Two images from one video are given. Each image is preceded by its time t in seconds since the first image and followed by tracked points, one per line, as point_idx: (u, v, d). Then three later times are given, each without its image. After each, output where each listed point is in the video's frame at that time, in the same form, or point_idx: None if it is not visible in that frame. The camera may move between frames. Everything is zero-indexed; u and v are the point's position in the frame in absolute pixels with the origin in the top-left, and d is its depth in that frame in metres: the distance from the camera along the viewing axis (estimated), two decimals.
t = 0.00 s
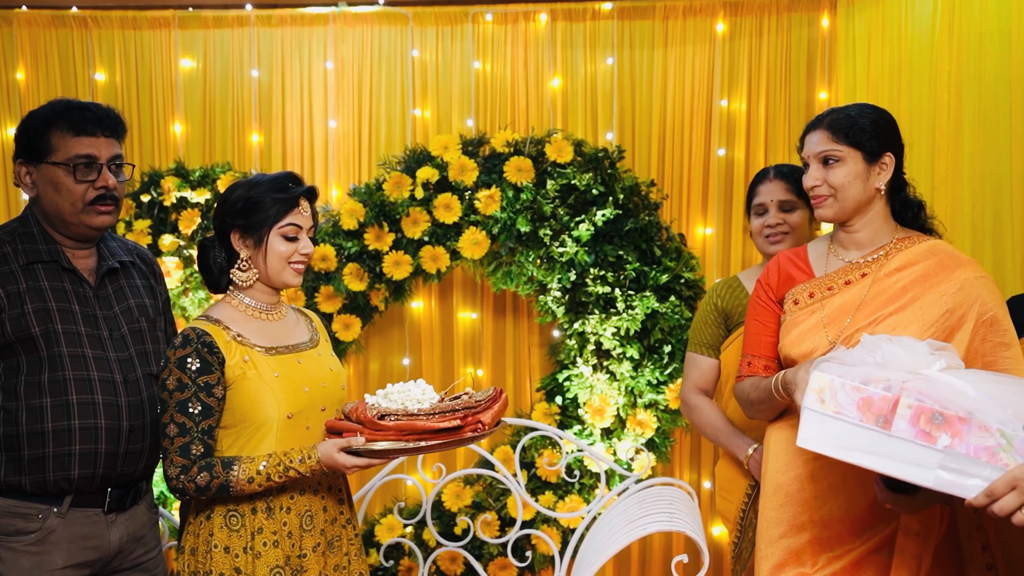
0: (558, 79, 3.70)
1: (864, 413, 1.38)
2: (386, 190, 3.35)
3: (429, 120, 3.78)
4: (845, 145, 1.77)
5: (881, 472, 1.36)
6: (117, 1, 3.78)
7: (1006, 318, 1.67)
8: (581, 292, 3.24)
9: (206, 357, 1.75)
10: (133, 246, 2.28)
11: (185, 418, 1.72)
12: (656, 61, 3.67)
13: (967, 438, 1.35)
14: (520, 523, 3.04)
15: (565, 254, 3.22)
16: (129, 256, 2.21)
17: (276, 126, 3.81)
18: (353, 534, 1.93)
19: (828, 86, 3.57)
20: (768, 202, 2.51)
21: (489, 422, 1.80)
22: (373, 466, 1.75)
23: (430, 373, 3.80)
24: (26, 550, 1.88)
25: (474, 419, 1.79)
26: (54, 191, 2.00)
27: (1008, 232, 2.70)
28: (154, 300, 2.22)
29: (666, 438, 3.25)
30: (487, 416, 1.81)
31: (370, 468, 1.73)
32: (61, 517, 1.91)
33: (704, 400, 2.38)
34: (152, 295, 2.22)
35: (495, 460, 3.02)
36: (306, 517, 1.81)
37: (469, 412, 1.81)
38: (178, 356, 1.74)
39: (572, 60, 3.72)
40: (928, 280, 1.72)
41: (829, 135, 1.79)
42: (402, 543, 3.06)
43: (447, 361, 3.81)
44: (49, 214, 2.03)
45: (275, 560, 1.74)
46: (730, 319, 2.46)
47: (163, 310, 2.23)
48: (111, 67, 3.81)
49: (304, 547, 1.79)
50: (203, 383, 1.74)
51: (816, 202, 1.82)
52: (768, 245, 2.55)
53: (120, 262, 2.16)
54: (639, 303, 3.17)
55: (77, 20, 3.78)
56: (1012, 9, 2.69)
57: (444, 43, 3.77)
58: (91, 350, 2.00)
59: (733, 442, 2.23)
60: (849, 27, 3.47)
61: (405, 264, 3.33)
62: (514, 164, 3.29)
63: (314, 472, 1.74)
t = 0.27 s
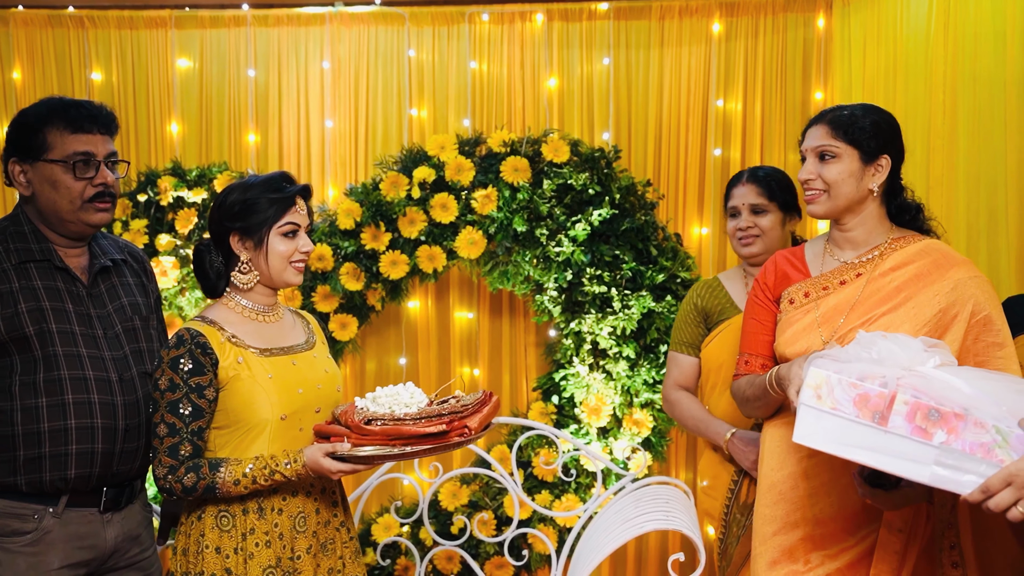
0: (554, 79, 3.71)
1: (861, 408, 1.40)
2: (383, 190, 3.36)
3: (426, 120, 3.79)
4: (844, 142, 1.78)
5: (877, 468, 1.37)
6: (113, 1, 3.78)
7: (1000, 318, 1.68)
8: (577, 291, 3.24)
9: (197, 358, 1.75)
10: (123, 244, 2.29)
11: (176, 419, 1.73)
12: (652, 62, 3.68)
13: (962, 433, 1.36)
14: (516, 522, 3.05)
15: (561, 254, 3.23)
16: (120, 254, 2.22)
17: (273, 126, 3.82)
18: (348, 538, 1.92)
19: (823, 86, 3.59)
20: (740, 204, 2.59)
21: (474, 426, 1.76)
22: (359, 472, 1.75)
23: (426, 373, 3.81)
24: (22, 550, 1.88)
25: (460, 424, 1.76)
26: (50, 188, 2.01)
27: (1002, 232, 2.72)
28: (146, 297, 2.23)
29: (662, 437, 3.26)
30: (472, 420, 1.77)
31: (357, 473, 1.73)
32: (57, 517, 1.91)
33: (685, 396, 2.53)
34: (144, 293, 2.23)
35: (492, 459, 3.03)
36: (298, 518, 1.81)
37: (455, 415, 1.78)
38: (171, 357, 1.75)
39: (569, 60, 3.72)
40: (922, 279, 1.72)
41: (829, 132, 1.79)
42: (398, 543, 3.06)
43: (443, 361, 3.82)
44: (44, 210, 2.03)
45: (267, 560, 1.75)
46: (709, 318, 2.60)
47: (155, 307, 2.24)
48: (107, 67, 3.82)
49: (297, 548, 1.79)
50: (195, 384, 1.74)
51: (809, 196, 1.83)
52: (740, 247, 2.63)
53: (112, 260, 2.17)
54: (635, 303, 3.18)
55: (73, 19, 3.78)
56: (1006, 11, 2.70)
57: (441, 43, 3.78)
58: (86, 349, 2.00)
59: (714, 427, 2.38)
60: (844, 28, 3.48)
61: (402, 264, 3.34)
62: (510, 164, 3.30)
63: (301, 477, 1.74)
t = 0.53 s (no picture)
0: (551, 80, 3.72)
1: (862, 408, 1.41)
2: (380, 190, 3.36)
3: (423, 119, 3.79)
4: (842, 141, 1.79)
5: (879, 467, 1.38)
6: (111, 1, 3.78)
7: (995, 317, 1.68)
8: (574, 291, 3.25)
9: (194, 355, 1.77)
10: (120, 243, 2.29)
11: (171, 415, 1.75)
12: (649, 62, 3.69)
13: (964, 433, 1.37)
14: (513, 521, 3.06)
15: (558, 254, 3.24)
16: (117, 254, 2.22)
17: (271, 126, 3.82)
18: (347, 539, 1.93)
19: (820, 86, 3.60)
20: (724, 205, 2.59)
21: (463, 426, 1.77)
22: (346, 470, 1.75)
23: (424, 372, 3.82)
24: (21, 550, 1.88)
25: (449, 424, 1.77)
26: (51, 193, 2.00)
27: (997, 231, 2.73)
28: (143, 297, 2.23)
29: (659, 436, 3.27)
30: (461, 421, 1.78)
31: (345, 473, 1.74)
32: (54, 517, 1.92)
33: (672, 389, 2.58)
34: (141, 292, 2.24)
35: (489, 458, 3.03)
36: (292, 518, 1.82)
37: (445, 415, 1.79)
38: (169, 354, 1.77)
39: (566, 60, 3.73)
40: (918, 278, 1.74)
41: (829, 130, 1.80)
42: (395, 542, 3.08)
43: (441, 360, 3.82)
44: (44, 214, 2.03)
45: (260, 558, 1.76)
46: (695, 317, 2.63)
47: (152, 306, 2.25)
48: (105, 67, 3.82)
49: (290, 548, 1.79)
50: (190, 381, 1.76)
51: (805, 191, 1.84)
52: (724, 247, 2.63)
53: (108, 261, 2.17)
54: (632, 302, 3.19)
55: (71, 19, 3.78)
56: (1002, 13, 2.72)
57: (438, 43, 3.78)
58: (84, 350, 2.01)
59: (699, 414, 2.44)
60: (840, 28, 3.49)
61: (399, 263, 3.34)
62: (507, 164, 3.31)
63: (289, 475, 1.74)
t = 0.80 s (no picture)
0: (549, 80, 3.73)
1: (861, 411, 1.42)
2: (379, 190, 3.37)
3: (421, 120, 3.80)
4: (841, 142, 1.80)
5: (877, 469, 1.39)
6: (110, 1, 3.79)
7: (993, 317, 1.70)
8: (572, 290, 3.27)
9: (203, 347, 1.82)
10: (116, 245, 2.30)
11: (179, 403, 1.81)
12: (647, 62, 3.71)
13: (962, 434, 1.38)
14: (512, 520, 3.08)
15: (556, 254, 3.26)
16: (116, 255, 2.24)
17: (269, 127, 3.83)
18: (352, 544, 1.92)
19: (817, 86, 3.61)
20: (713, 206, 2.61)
21: (445, 433, 1.77)
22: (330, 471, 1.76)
23: (422, 371, 3.82)
24: (23, 550, 1.89)
25: (430, 429, 1.77)
26: (77, 199, 2.00)
27: (993, 231, 2.74)
28: (139, 298, 2.26)
29: (656, 436, 3.29)
30: (443, 427, 1.78)
31: (328, 473, 1.75)
32: (57, 516, 1.92)
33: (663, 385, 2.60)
34: (138, 294, 2.26)
35: (488, 457, 3.05)
36: (292, 514, 1.84)
37: (428, 420, 1.80)
38: (183, 344, 1.83)
39: (564, 61, 3.75)
40: (917, 278, 1.75)
41: (826, 131, 1.81)
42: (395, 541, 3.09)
43: (439, 360, 3.83)
44: (62, 216, 2.02)
45: (258, 552, 1.79)
46: (686, 316, 2.66)
47: (149, 307, 2.27)
48: (104, 67, 3.82)
49: (288, 544, 1.82)
50: (200, 371, 1.81)
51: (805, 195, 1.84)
52: (713, 248, 2.65)
53: (109, 262, 2.19)
54: (630, 302, 3.20)
55: (70, 20, 3.79)
56: (998, 15, 2.73)
57: (436, 44, 3.79)
58: (88, 350, 2.01)
59: (691, 403, 2.46)
60: (837, 28, 3.50)
61: (398, 263, 3.35)
62: (506, 164, 3.32)
63: (278, 473, 1.75)
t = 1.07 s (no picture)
0: (547, 80, 3.74)
1: (850, 414, 1.43)
2: (378, 190, 3.38)
3: (419, 120, 3.81)
4: (838, 145, 1.82)
5: (867, 471, 1.40)
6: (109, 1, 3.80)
7: (991, 317, 1.72)
8: (570, 290, 3.28)
9: (233, 340, 2.00)
10: (118, 247, 2.32)
11: (205, 391, 1.99)
12: (644, 63, 3.72)
13: (950, 435, 1.38)
14: (510, 518, 3.09)
15: (554, 254, 3.27)
16: (117, 257, 2.26)
17: (267, 127, 3.83)
18: (358, 549, 1.99)
19: (813, 87, 3.63)
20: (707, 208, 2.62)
21: (400, 450, 1.75)
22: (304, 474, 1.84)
23: (420, 371, 3.83)
24: (24, 549, 1.89)
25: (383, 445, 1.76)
26: (62, 197, 2.01)
27: (988, 231, 2.77)
28: (140, 299, 2.28)
29: (653, 435, 3.30)
30: (400, 444, 1.77)
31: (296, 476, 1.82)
32: (57, 515, 1.93)
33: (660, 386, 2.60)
34: (137, 295, 2.28)
35: (486, 455, 3.06)
36: (295, 509, 1.95)
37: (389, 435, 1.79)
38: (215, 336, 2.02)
39: (562, 61, 3.76)
40: (915, 278, 1.77)
41: (823, 134, 1.83)
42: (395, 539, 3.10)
43: (437, 360, 3.84)
44: (49, 215, 2.03)
45: (262, 541, 1.92)
46: (680, 316, 2.67)
47: (146, 309, 2.30)
48: (103, 67, 3.83)
49: (290, 537, 1.93)
50: (224, 361, 1.99)
51: (803, 198, 1.86)
52: (707, 250, 2.65)
53: (110, 263, 2.20)
54: (627, 302, 3.23)
55: (69, 20, 3.80)
56: (993, 18, 2.75)
57: (434, 44, 3.81)
58: (89, 349, 2.02)
59: (693, 398, 2.47)
60: (834, 29, 3.52)
61: (397, 263, 3.36)
62: (504, 164, 3.33)
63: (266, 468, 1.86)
